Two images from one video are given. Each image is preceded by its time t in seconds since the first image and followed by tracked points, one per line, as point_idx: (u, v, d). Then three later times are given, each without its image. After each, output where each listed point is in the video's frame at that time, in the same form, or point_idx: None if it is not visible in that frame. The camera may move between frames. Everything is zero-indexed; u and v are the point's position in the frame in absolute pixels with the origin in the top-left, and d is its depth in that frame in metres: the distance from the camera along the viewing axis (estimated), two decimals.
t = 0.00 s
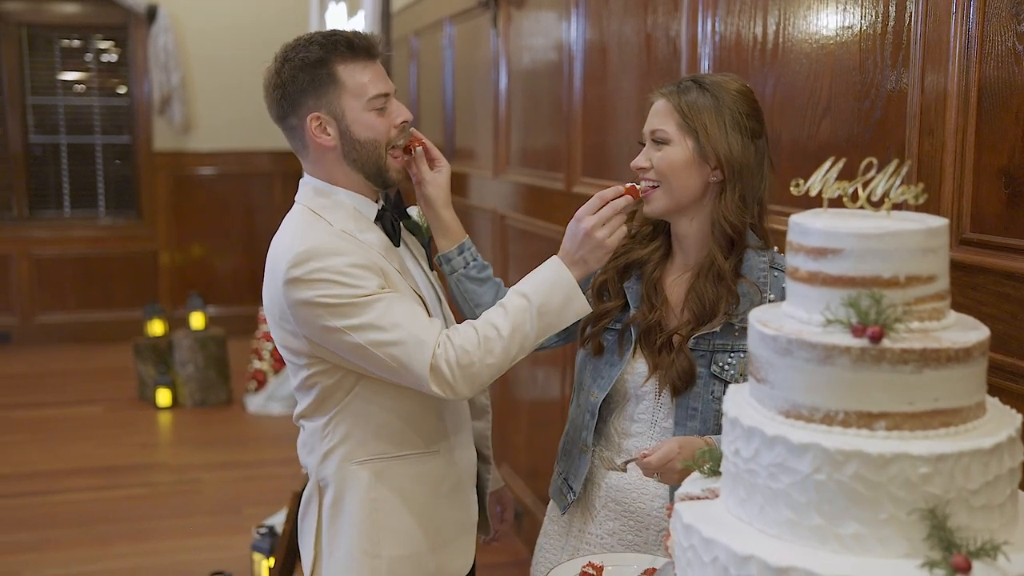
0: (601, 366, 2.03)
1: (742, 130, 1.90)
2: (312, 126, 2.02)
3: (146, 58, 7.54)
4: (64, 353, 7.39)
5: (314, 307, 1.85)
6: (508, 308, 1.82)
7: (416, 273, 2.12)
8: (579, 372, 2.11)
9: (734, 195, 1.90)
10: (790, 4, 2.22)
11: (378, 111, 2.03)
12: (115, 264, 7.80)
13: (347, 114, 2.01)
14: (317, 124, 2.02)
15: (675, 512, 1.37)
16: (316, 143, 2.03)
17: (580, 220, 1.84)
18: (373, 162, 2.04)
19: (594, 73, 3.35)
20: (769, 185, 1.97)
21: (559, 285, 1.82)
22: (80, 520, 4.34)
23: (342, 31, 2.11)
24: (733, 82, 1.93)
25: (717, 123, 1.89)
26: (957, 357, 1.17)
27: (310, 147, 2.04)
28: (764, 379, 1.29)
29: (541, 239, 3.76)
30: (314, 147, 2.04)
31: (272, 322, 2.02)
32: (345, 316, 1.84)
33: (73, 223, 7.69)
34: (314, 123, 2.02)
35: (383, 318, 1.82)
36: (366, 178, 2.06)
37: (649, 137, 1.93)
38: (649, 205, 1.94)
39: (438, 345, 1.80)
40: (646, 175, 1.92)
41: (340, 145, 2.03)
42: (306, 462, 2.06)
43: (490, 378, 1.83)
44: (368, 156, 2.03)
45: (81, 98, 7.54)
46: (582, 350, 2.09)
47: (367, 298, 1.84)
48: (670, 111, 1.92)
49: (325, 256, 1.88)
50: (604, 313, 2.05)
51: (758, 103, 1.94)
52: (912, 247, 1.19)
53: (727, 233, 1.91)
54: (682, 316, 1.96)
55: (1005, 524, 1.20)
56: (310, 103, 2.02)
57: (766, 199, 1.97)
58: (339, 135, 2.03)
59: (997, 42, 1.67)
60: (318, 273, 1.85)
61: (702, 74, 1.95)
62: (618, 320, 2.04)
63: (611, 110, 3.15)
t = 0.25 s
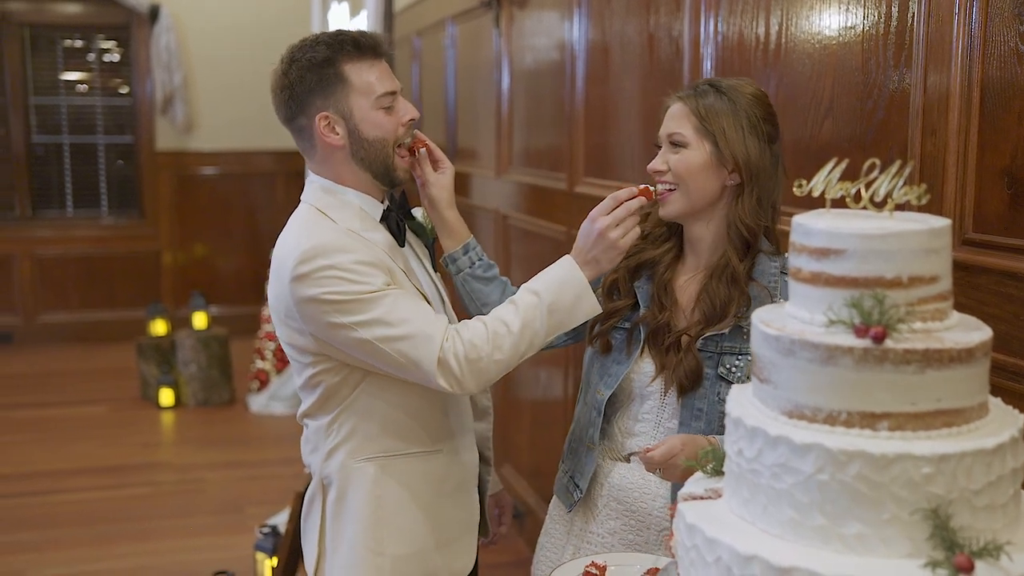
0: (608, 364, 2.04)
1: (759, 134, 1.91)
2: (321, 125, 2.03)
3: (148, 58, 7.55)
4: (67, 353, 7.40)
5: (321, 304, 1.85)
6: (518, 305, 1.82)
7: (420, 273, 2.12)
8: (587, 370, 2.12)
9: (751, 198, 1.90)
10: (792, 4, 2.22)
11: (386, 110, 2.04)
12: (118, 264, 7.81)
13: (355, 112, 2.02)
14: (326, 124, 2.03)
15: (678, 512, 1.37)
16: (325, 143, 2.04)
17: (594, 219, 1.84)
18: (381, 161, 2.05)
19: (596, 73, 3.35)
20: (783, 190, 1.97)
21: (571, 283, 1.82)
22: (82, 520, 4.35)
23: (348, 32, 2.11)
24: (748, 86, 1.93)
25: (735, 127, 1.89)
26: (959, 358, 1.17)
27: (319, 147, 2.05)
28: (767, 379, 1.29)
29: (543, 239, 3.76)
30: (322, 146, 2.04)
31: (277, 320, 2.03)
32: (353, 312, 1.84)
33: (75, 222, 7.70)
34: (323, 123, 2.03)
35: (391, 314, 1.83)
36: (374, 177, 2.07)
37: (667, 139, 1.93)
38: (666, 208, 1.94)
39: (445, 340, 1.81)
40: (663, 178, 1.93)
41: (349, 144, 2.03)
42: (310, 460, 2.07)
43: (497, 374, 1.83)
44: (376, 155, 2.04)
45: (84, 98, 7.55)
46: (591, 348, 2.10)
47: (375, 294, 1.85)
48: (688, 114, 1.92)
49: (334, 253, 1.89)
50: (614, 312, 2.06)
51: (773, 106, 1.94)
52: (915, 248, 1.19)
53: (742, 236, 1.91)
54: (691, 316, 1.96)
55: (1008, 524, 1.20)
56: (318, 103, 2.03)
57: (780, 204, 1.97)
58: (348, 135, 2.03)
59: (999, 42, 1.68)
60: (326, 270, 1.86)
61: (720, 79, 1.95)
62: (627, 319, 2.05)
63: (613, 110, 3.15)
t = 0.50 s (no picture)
0: (619, 364, 2.04)
1: (776, 139, 1.90)
2: (332, 124, 2.02)
3: (152, 59, 7.57)
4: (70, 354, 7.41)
5: (328, 302, 1.86)
6: (530, 302, 1.82)
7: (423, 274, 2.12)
8: (596, 369, 2.12)
9: (767, 202, 1.90)
10: (796, 5, 2.22)
11: (396, 111, 2.05)
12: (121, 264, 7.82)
13: (366, 113, 2.02)
14: (338, 123, 2.02)
15: (682, 513, 1.37)
16: (336, 142, 2.03)
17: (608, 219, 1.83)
18: (389, 163, 2.06)
19: (600, 74, 3.35)
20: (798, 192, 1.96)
21: (583, 281, 1.82)
22: (86, 520, 4.36)
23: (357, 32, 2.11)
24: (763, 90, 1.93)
25: (751, 131, 1.88)
26: (964, 359, 1.17)
27: (328, 146, 2.04)
28: (771, 381, 1.29)
29: (547, 240, 3.76)
30: (332, 145, 2.04)
31: (283, 319, 2.03)
32: (360, 309, 1.84)
33: (79, 223, 7.71)
34: (334, 122, 2.02)
35: (398, 310, 1.83)
36: (380, 178, 2.07)
37: (683, 143, 1.93)
38: (681, 211, 1.94)
39: (454, 332, 1.82)
40: (678, 181, 1.92)
41: (359, 144, 2.04)
42: (316, 460, 2.07)
43: (506, 370, 1.84)
44: (384, 157, 2.05)
45: (87, 99, 7.57)
46: (601, 348, 2.10)
47: (382, 291, 1.85)
48: (704, 118, 1.91)
49: (341, 251, 1.89)
50: (626, 312, 2.06)
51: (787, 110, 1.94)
52: (919, 249, 1.19)
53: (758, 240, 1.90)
54: (703, 319, 1.96)
55: (1012, 525, 1.20)
56: (329, 102, 2.02)
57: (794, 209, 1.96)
58: (359, 135, 2.03)
59: (1003, 43, 1.68)
60: (332, 268, 1.87)
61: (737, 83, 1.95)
62: (639, 320, 2.05)
63: (616, 111, 3.15)
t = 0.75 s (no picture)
0: (627, 364, 2.04)
1: (787, 143, 1.90)
2: (335, 127, 2.03)
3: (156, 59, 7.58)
4: (75, 354, 7.43)
5: (330, 305, 1.86)
6: (540, 297, 1.82)
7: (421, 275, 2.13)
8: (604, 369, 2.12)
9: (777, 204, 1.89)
10: (800, 6, 2.22)
11: (394, 113, 2.07)
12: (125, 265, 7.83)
13: (368, 115, 2.04)
14: (340, 125, 2.03)
15: (686, 514, 1.38)
16: (337, 145, 2.04)
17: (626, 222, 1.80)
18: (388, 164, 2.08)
19: (603, 74, 3.35)
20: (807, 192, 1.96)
21: (595, 279, 1.80)
22: (89, 520, 4.36)
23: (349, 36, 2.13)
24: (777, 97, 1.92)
25: (763, 134, 1.88)
26: (968, 361, 1.17)
27: (328, 148, 2.04)
28: (775, 382, 1.29)
29: (549, 241, 3.77)
30: (334, 148, 2.04)
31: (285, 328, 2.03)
32: (362, 311, 1.85)
33: (83, 224, 7.73)
34: (337, 125, 2.03)
35: (400, 309, 1.84)
36: (377, 179, 2.09)
37: (694, 145, 1.93)
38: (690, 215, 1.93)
39: (456, 327, 1.82)
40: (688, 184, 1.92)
41: (360, 146, 2.04)
42: (324, 465, 2.07)
43: (512, 364, 1.83)
44: (384, 158, 2.07)
45: (91, 100, 7.59)
46: (609, 347, 2.10)
47: (382, 289, 1.86)
48: (716, 121, 1.91)
49: (340, 254, 1.89)
50: (636, 313, 2.06)
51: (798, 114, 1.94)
52: (924, 251, 1.19)
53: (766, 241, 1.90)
54: (712, 321, 1.96)
55: (1017, 527, 1.20)
56: (330, 105, 2.03)
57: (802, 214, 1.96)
58: (360, 137, 2.04)
59: (1007, 44, 1.68)
60: (333, 270, 1.87)
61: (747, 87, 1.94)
62: (648, 320, 2.05)
63: (620, 112, 3.16)
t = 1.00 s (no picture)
0: (630, 362, 2.04)
1: (795, 144, 1.88)
2: (323, 137, 2.02)
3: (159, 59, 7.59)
4: (78, 354, 7.44)
5: (338, 301, 1.87)
6: (553, 264, 1.84)
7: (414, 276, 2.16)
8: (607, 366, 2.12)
9: (786, 205, 1.88)
10: (804, 6, 2.22)
11: (381, 123, 2.07)
12: (128, 265, 7.84)
13: (356, 124, 2.04)
14: (328, 136, 2.03)
15: (690, 514, 1.37)
16: (326, 154, 2.04)
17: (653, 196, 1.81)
18: (376, 174, 2.09)
19: (607, 74, 3.35)
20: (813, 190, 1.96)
21: (610, 246, 1.82)
22: (91, 520, 4.37)
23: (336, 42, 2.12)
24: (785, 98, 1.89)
25: (772, 137, 1.86)
26: (972, 361, 1.17)
27: (317, 157, 2.04)
28: (778, 382, 1.29)
29: (552, 240, 3.77)
30: (322, 158, 2.04)
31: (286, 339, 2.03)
32: (370, 303, 1.86)
33: (87, 224, 7.74)
34: (326, 134, 2.02)
35: (407, 295, 1.85)
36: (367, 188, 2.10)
37: (702, 146, 1.91)
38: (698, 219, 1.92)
39: (468, 305, 1.83)
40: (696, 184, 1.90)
41: (349, 156, 2.05)
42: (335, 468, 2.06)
43: (529, 327, 1.85)
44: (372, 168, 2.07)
45: (95, 100, 7.61)
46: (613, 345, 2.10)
47: (387, 279, 1.87)
48: (725, 122, 1.89)
49: (341, 248, 1.90)
50: (638, 312, 2.06)
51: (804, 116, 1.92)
52: (929, 251, 1.19)
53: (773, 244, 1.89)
54: (716, 321, 1.95)
55: (1021, 527, 1.20)
56: (319, 115, 2.02)
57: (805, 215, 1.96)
58: (348, 147, 2.05)
59: (1012, 44, 1.67)
60: (336, 264, 1.88)
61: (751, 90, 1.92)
62: (652, 318, 2.04)
63: (623, 112, 3.15)
